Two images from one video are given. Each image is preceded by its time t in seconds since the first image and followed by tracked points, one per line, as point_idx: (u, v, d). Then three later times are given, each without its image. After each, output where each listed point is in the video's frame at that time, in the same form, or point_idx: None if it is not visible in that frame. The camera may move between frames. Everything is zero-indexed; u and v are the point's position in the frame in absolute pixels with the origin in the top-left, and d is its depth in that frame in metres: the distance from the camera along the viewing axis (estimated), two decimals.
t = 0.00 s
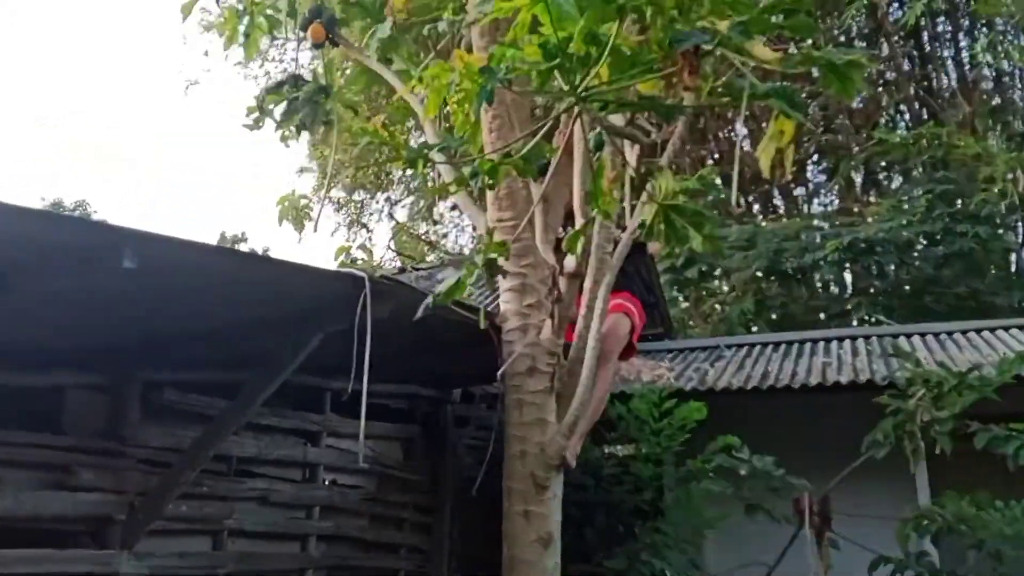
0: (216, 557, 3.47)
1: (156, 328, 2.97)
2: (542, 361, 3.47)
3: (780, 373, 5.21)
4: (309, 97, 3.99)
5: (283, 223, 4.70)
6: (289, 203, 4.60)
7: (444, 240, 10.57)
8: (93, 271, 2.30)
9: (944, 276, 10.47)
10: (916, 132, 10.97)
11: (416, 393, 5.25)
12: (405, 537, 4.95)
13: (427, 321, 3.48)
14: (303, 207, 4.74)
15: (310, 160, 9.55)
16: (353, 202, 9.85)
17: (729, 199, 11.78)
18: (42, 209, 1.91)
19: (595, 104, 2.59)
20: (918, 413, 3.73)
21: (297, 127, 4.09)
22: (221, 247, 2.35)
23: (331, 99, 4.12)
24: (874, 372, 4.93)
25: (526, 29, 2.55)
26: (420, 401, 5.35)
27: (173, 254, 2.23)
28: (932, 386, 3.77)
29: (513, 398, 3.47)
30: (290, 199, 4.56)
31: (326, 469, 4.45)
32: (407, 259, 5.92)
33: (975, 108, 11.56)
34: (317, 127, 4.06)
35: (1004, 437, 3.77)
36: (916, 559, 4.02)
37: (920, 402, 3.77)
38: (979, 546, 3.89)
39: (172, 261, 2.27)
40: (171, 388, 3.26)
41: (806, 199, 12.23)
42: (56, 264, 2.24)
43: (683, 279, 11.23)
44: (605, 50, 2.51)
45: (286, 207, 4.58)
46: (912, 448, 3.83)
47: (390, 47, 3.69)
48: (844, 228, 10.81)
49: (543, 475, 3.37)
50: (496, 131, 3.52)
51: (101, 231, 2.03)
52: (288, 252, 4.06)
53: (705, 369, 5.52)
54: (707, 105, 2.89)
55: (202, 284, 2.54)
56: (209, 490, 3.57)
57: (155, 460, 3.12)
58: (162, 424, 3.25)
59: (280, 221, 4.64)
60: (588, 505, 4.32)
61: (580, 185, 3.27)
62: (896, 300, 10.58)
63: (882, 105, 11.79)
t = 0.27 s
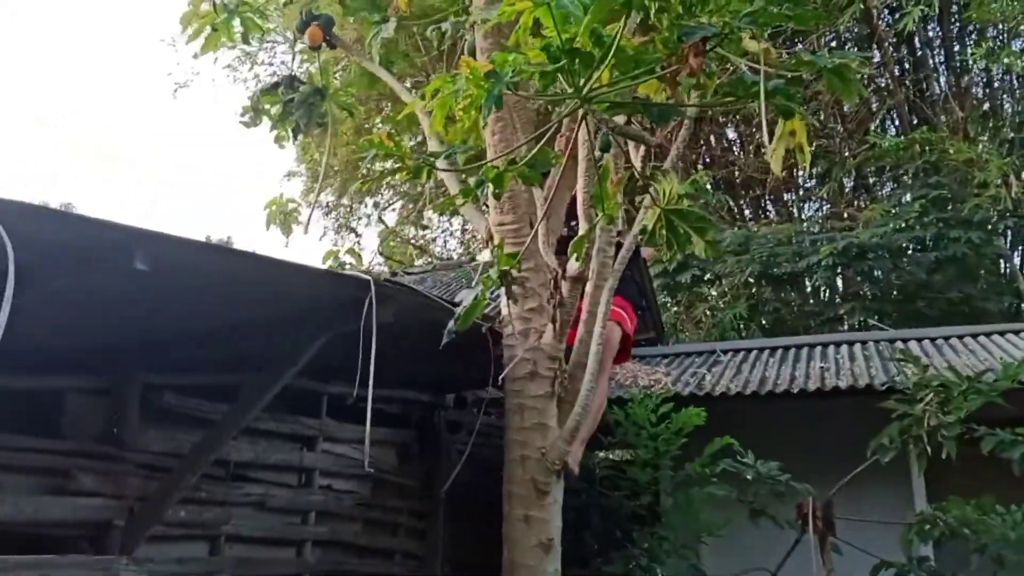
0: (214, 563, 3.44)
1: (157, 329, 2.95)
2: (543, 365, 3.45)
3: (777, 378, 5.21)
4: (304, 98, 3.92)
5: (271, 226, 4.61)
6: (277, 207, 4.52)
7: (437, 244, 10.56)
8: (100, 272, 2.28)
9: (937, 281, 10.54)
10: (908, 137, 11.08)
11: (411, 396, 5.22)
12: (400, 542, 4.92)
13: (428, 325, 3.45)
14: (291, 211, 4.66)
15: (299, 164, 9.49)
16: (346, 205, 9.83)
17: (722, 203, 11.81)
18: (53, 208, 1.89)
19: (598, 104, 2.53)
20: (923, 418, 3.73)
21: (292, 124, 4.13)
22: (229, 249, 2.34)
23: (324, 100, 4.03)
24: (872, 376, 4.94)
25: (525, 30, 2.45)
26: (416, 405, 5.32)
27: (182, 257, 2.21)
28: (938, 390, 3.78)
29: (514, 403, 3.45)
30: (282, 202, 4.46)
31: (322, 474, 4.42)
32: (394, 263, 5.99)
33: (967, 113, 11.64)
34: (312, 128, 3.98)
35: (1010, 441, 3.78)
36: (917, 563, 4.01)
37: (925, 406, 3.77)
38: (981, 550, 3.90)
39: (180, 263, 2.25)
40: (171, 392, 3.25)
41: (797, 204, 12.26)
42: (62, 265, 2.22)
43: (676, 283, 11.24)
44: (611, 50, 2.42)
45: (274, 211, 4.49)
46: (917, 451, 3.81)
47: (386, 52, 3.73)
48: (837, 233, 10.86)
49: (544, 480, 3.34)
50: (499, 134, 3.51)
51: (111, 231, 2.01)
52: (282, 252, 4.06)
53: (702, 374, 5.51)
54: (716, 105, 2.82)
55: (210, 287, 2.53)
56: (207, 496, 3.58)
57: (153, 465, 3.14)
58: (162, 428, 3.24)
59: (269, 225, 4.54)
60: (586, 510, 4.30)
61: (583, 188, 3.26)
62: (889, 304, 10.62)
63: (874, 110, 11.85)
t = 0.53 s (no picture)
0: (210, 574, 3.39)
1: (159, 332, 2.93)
2: (544, 374, 3.42)
3: (775, 387, 5.20)
4: (299, 107, 3.88)
5: (259, 233, 4.36)
6: (266, 214, 4.26)
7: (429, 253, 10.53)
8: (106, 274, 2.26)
9: (929, 291, 10.58)
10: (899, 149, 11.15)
11: (407, 405, 5.17)
12: (396, 552, 4.87)
13: (428, 333, 3.41)
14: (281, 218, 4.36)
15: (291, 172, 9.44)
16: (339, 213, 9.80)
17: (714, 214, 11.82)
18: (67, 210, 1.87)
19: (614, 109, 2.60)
20: (928, 427, 3.73)
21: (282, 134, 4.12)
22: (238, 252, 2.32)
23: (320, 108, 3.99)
24: (870, 386, 4.93)
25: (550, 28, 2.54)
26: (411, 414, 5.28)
27: (192, 259, 2.19)
28: (943, 400, 3.78)
29: (515, 411, 3.42)
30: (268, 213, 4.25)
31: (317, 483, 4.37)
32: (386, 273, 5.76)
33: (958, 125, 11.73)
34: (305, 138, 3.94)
35: (1015, 451, 3.78)
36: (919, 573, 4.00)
37: (930, 415, 3.77)
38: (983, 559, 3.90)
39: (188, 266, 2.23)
40: (171, 400, 3.23)
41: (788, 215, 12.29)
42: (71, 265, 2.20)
43: (669, 293, 11.24)
44: (635, 57, 2.54)
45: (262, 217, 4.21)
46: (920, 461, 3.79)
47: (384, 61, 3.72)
48: (829, 244, 10.89)
49: (545, 489, 3.31)
50: (499, 140, 3.49)
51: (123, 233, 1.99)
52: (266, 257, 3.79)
53: (698, 383, 5.50)
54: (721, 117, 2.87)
55: (217, 291, 2.51)
56: (203, 505, 3.52)
57: (151, 474, 3.12)
58: (159, 437, 3.22)
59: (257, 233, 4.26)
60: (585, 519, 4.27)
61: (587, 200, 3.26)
62: (882, 315, 10.64)
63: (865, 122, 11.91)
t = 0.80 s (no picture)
0: None
1: (161, 343, 2.87)
2: (546, 386, 3.39)
3: (773, 401, 5.19)
4: (301, 114, 3.84)
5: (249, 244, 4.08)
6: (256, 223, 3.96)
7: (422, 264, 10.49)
8: (117, 286, 2.19)
9: (920, 306, 10.64)
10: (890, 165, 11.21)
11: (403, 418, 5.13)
12: (390, 566, 4.82)
13: (430, 344, 3.38)
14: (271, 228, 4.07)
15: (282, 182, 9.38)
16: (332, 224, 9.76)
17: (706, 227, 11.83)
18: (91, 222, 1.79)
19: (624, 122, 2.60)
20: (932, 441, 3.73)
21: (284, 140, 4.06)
22: (252, 262, 2.27)
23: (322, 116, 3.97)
24: (867, 400, 4.94)
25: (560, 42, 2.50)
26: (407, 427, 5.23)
27: (208, 270, 2.14)
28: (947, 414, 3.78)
29: (517, 424, 3.40)
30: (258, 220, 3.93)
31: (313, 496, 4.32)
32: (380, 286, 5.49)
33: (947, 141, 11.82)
34: (308, 145, 3.89)
35: (1018, 465, 3.79)
36: None
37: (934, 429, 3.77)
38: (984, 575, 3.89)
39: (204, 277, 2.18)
40: (168, 412, 3.20)
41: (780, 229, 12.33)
42: (80, 275, 2.13)
43: (661, 305, 11.24)
44: (645, 69, 2.53)
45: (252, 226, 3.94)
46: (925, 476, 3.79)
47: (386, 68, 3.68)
48: (821, 258, 10.93)
49: (546, 503, 3.28)
50: (503, 152, 3.47)
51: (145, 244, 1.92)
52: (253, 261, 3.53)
53: (696, 396, 5.49)
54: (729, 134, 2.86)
55: (225, 300, 2.46)
56: (199, 518, 3.47)
57: (144, 485, 3.08)
58: (156, 448, 3.19)
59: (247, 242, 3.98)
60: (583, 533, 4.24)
61: (592, 213, 3.26)
62: (873, 328, 10.69)
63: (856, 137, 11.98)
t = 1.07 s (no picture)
0: None
1: (158, 352, 2.82)
2: (547, 400, 3.36)
3: (770, 416, 5.18)
4: (299, 125, 3.81)
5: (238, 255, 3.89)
6: (246, 235, 3.80)
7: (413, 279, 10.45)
8: (121, 291, 2.15)
9: (911, 323, 10.68)
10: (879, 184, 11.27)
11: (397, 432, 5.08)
12: None
13: (429, 358, 3.35)
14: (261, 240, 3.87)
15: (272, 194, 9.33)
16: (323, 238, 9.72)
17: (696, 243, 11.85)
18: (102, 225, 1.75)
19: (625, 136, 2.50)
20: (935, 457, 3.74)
21: (280, 151, 4.05)
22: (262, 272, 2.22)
23: (319, 128, 3.94)
24: (863, 416, 4.93)
25: (561, 57, 2.43)
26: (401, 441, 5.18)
27: (216, 277, 2.09)
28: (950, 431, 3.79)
29: (517, 438, 3.36)
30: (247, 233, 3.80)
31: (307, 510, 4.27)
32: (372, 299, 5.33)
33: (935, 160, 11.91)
34: (303, 157, 3.87)
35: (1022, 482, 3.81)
36: None
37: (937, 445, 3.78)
38: None
39: (210, 283, 2.14)
40: (161, 423, 3.14)
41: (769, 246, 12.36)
42: (84, 281, 2.08)
43: (653, 321, 11.23)
44: (647, 82, 2.44)
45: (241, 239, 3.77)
46: (927, 491, 3.80)
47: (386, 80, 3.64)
48: (812, 275, 10.95)
49: (547, 518, 3.24)
50: (506, 165, 3.44)
51: (155, 249, 1.88)
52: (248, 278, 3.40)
53: (691, 412, 5.47)
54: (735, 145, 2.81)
55: (228, 309, 2.42)
56: (194, 532, 3.42)
57: (139, 498, 3.02)
58: (150, 460, 3.14)
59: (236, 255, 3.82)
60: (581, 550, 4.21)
61: (595, 230, 3.24)
62: (863, 345, 10.73)
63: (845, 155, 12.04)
